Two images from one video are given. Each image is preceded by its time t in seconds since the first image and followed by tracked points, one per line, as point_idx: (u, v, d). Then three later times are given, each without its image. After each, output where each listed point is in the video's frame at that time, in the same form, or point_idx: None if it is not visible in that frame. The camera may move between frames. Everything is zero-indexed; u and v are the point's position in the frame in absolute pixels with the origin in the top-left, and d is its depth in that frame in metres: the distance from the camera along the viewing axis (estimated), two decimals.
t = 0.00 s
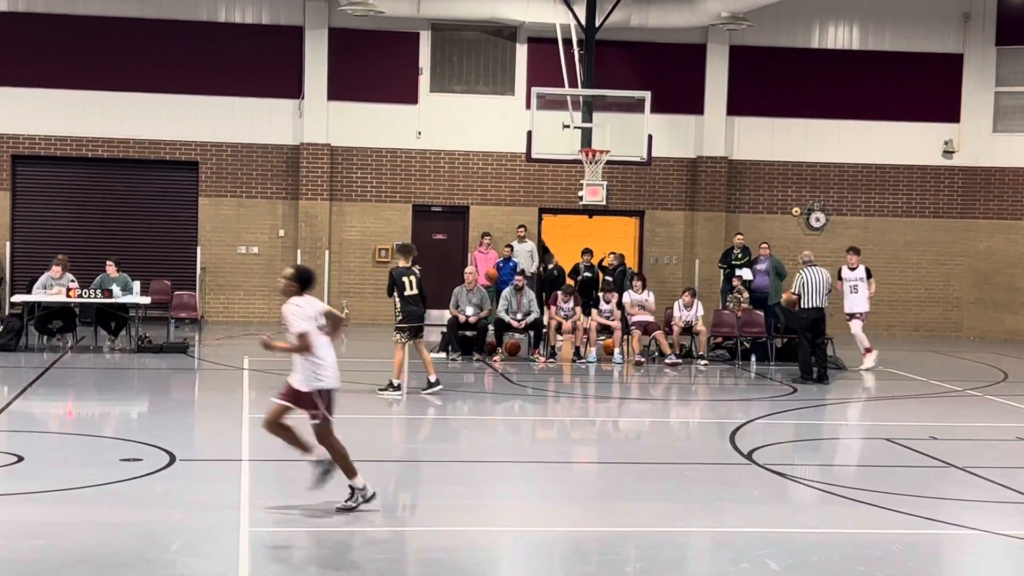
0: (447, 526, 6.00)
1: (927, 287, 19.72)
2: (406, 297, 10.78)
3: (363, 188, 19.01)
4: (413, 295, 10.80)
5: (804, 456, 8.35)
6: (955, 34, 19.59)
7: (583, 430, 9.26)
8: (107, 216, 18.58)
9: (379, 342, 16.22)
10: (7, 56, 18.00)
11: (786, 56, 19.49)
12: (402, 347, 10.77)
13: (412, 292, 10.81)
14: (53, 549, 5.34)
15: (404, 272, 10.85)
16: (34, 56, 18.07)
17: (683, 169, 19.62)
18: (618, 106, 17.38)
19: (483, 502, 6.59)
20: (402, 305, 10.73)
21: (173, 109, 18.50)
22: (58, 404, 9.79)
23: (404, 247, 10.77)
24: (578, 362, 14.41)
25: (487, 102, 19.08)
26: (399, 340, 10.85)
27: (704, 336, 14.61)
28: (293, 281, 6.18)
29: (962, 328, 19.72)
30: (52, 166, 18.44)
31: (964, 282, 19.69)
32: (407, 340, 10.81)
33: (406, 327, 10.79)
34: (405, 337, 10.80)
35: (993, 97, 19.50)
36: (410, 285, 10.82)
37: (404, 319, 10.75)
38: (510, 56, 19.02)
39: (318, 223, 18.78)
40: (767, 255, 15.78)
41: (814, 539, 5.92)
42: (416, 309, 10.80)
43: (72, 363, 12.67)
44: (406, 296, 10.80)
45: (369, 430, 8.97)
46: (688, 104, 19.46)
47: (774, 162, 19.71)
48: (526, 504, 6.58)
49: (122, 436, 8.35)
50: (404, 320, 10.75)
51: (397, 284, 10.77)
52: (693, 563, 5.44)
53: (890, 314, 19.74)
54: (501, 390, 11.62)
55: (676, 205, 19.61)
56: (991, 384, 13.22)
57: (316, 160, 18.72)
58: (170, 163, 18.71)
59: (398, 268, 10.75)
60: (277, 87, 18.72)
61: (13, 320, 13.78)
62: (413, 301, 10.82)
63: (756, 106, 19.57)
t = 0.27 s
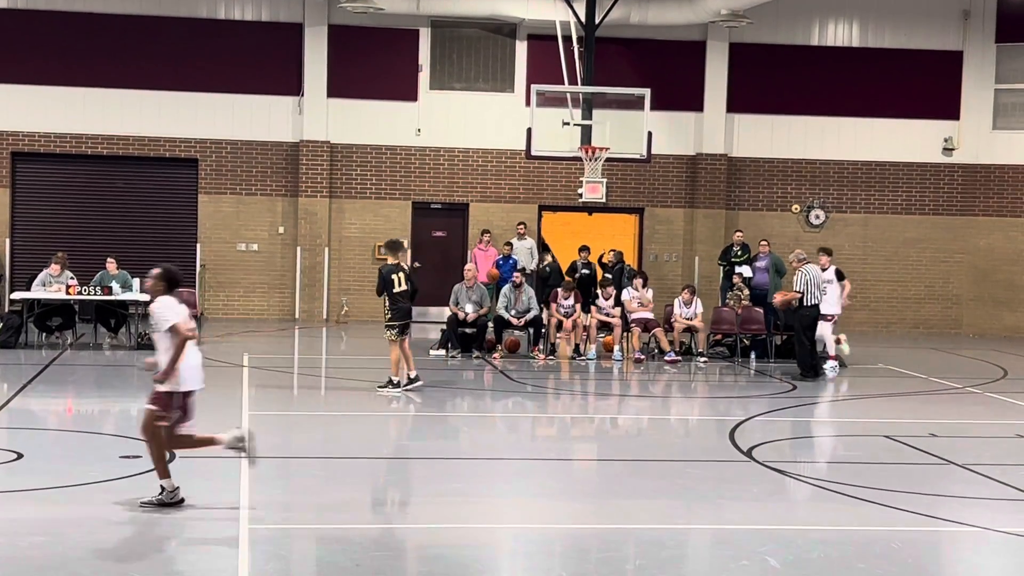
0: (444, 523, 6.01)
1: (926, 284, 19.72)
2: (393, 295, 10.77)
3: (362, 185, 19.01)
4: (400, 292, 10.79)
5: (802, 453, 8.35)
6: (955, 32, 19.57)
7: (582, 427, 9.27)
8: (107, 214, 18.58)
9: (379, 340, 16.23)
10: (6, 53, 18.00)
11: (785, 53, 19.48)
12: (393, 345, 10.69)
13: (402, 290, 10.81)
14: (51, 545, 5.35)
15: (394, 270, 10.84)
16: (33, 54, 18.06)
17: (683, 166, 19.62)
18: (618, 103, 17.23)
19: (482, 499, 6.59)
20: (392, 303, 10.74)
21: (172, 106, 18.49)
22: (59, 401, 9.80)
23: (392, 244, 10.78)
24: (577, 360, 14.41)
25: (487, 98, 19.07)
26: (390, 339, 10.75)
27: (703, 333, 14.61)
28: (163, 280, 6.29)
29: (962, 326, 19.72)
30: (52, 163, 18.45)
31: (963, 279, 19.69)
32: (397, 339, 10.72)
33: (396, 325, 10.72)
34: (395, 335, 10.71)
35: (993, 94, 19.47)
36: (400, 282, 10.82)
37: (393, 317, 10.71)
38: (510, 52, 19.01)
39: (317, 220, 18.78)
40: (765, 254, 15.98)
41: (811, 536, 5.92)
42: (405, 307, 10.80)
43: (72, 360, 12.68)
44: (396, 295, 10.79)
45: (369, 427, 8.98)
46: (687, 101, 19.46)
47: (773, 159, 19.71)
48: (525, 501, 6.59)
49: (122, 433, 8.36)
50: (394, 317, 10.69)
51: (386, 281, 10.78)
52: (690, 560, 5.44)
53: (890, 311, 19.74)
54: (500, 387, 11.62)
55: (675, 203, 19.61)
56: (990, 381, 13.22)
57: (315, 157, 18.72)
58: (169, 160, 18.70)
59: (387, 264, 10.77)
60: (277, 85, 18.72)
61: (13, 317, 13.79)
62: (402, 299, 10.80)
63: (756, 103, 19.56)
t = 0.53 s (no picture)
0: (444, 520, 6.01)
1: (926, 281, 19.73)
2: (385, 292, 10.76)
3: (362, 182, 19.01)
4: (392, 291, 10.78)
5: (804, 450, 8.35)
6: (955, 29, 19.57)
7: (581, 424, 9.27)
8: (107, 210, 18.58)
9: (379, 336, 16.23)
10: (6, 51, 18.00)
11: (785, 50, 19.48)
12: (388, 342, 10.72)
13: (394, 287, 10.79)
14: (53, 541, 5.36)
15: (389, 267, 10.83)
16: (33, 51, 18.06)
17: (683, 163, 19.62)
18: (618, 99, 17.14)
19: (482, 496, 6.59)
20: (385, 300, 10.72)
21: (172, 104, 18.49)
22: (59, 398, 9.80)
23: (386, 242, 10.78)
24: (577, 356, 14.42)
25: (486, 95, 19.06)
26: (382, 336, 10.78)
27: (703, 330, 14.62)
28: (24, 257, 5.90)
29: (962, 323, 19.72)
30: (52, 160, 18.44)
31: (963, 276, 19.69)
32: (391, 334, 10.77)
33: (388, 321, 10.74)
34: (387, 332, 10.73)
35: (993, 91, 19.47)
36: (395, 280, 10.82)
37: (386, 315, 10.71)
38: (510, 49, 19.01)
39: (317, 217, 18.78)
40: (766, 250, 15.78)
41: (812, 533, 5.92)
42: (398, 305, 10.79)
43: (72, 357, 12.68)
44: (389, 292, 10.78)
45: (369, 424, 8.97)
46: (687, 99, 19.46)
47: (773, 156, 19.71)
48: (525, 498, 6.59)
49: (124, 431, 8.36)
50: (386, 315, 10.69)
51: (381, 280, 10.75)
52: (692, 557, 5.44)
53: (890, 308, 19.75)
54: (501, 384, 11.63)
55: (675, 200, 19.61)
56: (990, 377, 13.22)
57: (315, 154, 18.72)
58: (169, 157, 18.69)
59: (381, 263, 10.71)
60: (277, 82, 18.72)
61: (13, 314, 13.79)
62: (394, 296, 10.77)
63: (756, 101, 19.57)
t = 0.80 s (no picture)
0: (443, 518, 6.01)
1: (926, 278, 19.74)
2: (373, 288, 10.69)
3: (362, 179, 19.01)
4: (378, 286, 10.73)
5: (803, 447, 8.35)
6: (954, 26, 19.56)
7: (580, 421, 9.27)
8: (106, 208, 18.58)
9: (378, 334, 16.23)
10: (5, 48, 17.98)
11: (784, 47, 19.47)
12: (379, 340, 10.75)
13: (386, 284, 10.77)
14: (52, 540, 5.36)
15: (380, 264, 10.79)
16: (31, 49, 18.04)
17: (682, 160, 19.62)
18: (618, 96, 17.28)
19: (481, 494, 6.59)
20: (377, 298, 10.69)
21: (171, 101, 18.49)
22: (59, 395, 9.81)
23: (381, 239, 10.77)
24: (577, 354, 14.41)
25: (486, 92, 19.06)
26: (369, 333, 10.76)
27: (703, 327, 14.62)
28: None
29: (962, 320, 19.73)
30: (51, 158, 18.43)
31: (962, 274, 19.70)
32: (379, 331, 10.84)
33: (377, 319, 10.76)
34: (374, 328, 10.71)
35: (993, 88, 19.46)
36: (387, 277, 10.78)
37: (375, 312, 10.70)
38: (509, 47, 19.00)
39: (317, 215, 18.78)
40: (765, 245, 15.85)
41: (811, 531, 5.92)
42: (387, 301, 10.76)
43: (71, 355, 12.68)
44: (380, 289, 10.75)
45: (367, 421, 8.98)
46: (687, 96, 19.45)
47: (773, 153, 19.71)
48: (524, 495, 6.59)
49: (124, 428, 8.35)
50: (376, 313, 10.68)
51: (374, 278, 10.65)
52: (691, 555, 5.44)
53: (890, 305, 19.76)
54: (500, 381, 11.63)
55: (674, 197, 19.61)
56: (989, 375, 13.22)
57: (315, 152, 18.72)
58: (168, 154, 18.69)
59: (375, 262, 10.60)
60: (276, 79, 18.71)
61: (12, 312, 13.79)
62: (385, 294, 10.75)
63: (755, 98, 19.56)
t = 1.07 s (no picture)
0: (443, 515, 6.01)
1: (925, 276, 19.76)
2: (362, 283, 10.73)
3: (361, 177, 19.01)
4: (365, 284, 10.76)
5: (803, 445, 8.36)
6: (954, 23, 19.55)
7: (578, 418, 9.28)
8: (105, 206, 18.58)
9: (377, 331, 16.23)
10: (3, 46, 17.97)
11: (783, 45, 19.47)
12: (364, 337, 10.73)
13: (374, 281, 10.78)
14: (53, 537, 5.37)
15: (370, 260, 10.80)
16: (30, 47, 18.03)
17: (681, 158, 19.62)
18: (617, 94, 17.21)
19: (479, 491, 6.59)
20: (364, 293, 10.70)
21: (170, 99, 18.48)
22: (58, 393, 9.82)
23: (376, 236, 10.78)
24: (576, 352, 14.41)
25: (485, 90, 19.05)
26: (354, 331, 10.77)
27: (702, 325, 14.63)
28: None
29: (960, 317, 19.75)
30: (50, 155, 18.43)
31: (961, 271, 19.72)
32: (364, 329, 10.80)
33: (361, 314, 10.72)
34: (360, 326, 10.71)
35: (992, 85, 19.45)
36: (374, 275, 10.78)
37: (363, 309, 10.71)
38: (508, 44, 18.99)
39: (316, 212, 18.77)
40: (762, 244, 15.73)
41: (810, 528, 5.93)
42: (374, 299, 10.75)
43: (70, 353, 12.68)
44: (368, 285, 10.76)
45: (366, 418, 8.99)
46: (686, 93, 19.45)
47: (772, 151, 19.71)
48: (523, 493, 6.60)
49: (125, 426, 8.35)
50: (362, 309, 10.69)
51: (362, 273, 10.68)
52: (691, 552, 5.44)
53: (889, 303, 19.78)
54: (499, 379, 11.64)
55: (674, 195, 19.61)
56: (988, 372, 13.24)
57: (314, 150, 18.72)
58: (168, 152, 18.70)
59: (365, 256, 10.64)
60: (275, 77, 18.70)
61: (11, 309, 13.78)
62: (371, 289, 10.75)
63: (754, 96, 19.56)
